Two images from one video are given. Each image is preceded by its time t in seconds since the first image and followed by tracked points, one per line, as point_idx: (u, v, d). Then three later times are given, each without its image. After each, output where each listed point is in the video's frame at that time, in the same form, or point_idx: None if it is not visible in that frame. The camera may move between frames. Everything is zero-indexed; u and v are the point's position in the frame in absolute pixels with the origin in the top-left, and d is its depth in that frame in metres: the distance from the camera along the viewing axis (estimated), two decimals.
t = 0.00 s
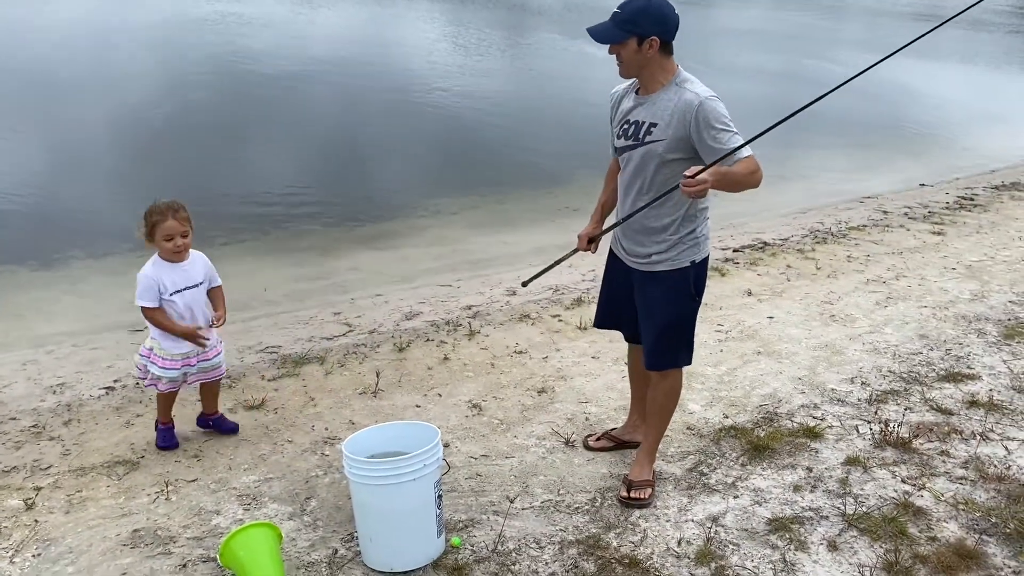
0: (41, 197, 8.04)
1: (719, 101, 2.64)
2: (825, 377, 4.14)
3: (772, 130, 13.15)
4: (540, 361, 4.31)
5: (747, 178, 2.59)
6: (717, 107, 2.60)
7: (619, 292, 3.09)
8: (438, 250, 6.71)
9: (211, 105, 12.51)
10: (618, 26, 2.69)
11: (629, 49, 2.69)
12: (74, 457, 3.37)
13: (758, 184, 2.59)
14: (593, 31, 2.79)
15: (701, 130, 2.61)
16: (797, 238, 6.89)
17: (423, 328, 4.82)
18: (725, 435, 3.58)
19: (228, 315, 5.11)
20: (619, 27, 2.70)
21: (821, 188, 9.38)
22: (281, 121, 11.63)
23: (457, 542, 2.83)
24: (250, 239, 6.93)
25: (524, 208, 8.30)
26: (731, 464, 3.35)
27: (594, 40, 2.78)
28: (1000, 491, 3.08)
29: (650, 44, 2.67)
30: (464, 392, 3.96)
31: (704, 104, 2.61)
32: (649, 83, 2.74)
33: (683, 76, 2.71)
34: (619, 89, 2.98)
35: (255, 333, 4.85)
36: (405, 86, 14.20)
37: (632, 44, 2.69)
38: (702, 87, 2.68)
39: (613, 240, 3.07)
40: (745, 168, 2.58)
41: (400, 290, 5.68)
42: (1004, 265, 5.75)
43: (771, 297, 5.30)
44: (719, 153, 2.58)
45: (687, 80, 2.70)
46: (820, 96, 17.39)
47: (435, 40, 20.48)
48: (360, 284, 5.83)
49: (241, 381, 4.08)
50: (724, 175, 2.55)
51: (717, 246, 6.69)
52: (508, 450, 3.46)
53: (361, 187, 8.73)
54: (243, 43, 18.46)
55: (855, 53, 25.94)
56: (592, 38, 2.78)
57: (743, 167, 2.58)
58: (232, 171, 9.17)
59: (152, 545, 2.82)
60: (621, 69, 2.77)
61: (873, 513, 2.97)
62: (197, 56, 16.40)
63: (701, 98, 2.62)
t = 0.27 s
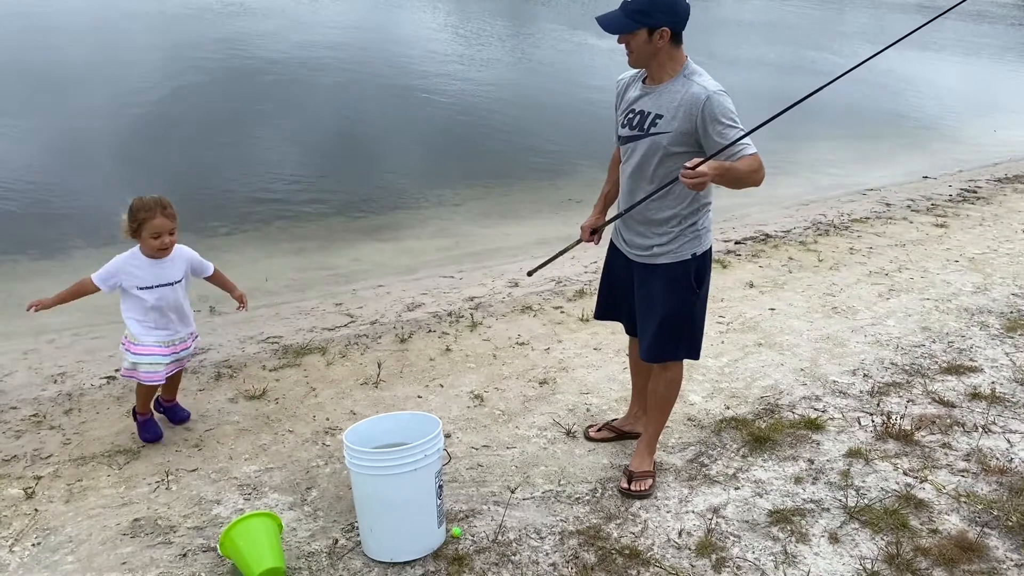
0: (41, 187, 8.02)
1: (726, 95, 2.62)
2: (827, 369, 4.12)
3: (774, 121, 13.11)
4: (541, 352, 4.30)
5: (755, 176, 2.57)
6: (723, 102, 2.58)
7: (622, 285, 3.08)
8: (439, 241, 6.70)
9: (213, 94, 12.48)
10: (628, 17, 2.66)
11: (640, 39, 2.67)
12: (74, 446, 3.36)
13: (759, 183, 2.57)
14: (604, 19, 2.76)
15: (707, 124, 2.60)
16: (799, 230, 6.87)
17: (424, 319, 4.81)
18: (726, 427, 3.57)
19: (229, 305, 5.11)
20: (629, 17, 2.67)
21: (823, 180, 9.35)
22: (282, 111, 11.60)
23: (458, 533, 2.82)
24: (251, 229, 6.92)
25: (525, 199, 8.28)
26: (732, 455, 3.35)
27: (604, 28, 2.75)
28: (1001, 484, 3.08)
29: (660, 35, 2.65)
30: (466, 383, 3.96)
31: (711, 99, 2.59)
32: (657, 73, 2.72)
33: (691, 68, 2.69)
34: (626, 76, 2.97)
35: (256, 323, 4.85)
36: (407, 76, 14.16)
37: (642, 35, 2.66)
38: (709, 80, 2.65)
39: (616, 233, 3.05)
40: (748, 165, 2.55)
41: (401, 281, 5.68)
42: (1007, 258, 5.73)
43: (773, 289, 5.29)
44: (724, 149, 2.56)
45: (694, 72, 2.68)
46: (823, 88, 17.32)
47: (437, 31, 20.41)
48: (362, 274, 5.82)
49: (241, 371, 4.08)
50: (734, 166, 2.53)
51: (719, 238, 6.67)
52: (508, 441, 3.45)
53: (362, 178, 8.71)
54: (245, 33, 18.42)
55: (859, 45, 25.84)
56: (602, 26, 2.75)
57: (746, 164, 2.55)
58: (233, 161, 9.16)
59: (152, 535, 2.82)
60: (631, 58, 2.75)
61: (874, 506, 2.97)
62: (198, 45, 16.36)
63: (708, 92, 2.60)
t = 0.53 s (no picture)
0: (43, 175, 8.00)
1: (734, 82, 2.59)
2: (831, 360, 4.10)
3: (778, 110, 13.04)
4: (543, 342, 4.28)
5: (762, 166, 2.56)
6: (731, 89, 2.56)
7: (626, 275, 3.06)
8: (442, 230, 6.68)
9: (215, 82, 12.44)
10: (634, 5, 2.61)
11: (647, 27, 2.62)
12: (75, 434, 3.35)
13: (766, 173, 2.56)
14: (609, 7, 2.71)
15: (715, 112, 2.57)
16: (803, 220, 6.83)
17: (426, 308, 4.79)
18: (729, 417, 3.55)
19: (231, 294, 5.09)
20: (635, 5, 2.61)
21: (828, 169, 9.30)
22: (284, 99, 11.56)
23: (459, 522, 2.81)
24: (253, 217, 6.90)
25: (528, 188, 8.25)
26: (735, 445, 3.33)
27: (607, 17, 2.69)
28: (1005, 474, 3.06)
29: (668, 22, 2.61)
30: (467, 372, 3.94)
31: (719, 86, 2.56)
32: (664, 60, 2.69)
33: (698, 54, 2.66)
34: (629, 62, 2.93)
35: (257, 312, 4.83)
36: (410, 64, 14.11)
37: (649, 23, 2.62)
38: (717, 66, 2.63)
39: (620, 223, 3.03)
40: (757, 155, 2.53)
41: (403, 270, 5.66)
42: (1012, 249, 5.70)
43: (777, 279, 5.26)
44: (732, 137, 2.54)
45: (701, 59, 2.65)
46: (828, 77, 17.23)
47: (440, 18, 20.32)
48: (364, 263, 5.81)
49: (242, 360, 4.06)
50: (741, 154, 2.52)
51: (722, 228, 6.63)
52: (510, 431, 3.44)
53: (364, 166, 8.68)
54: (247, 20, 18.35)
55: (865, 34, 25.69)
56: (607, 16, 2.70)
57: (754, 153, 2.53)
58: (235, 149, 9.13)
59: (152, 523, 2.81)
60: (636, 46, 2.71)
61: (878, 496, 2.95)
62: (201, 33, 16.31)
63: (716, 79, 2.57)
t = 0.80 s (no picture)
0: (45, 165, 8.01)
1: (739, 72, 2.59)
2: (832, 352, 4.10)
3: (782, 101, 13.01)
4: (546, 333, 4.29)
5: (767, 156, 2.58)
6: (736, 78, 2.56)
7: (630, 266, 3.06)
8: (444, 221, 6.68)
9: (217, 72, 12.43)
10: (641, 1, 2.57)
11: (655, 20, 2.59)
12: (78, 424, 3.36)
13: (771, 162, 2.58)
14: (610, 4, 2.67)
15: (721, 103, 2.57)
16: (806, 212, 6.83)
17: (429, 300, 4.79)
18: (731, 408, 3.56)
19: (233, 284, 5.10)
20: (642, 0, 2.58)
21: (831, 161, 9.28)
22: (286, 90, 11.55)
23: (461, 512, 2.82)
24: (255, 208, 6.90)
25: (530, 179, 8.24)
26: (736, 436, 3.34)
27: (612, 15, 2.65)
28: (1006, 466, 3.06)
29: (675, 12, 2.59)
30: (469, 364, 3.95)
31: (724, 75, 2.56)
32: (671, 51, 2.68)
33: (702, 44, 2.66)
34: (629, 56, 2.92)
35: (259, 302, 4.84)
36: (412, 55, 14.09)
37: (657, 16, 2.59)
38: (721, 56, 2.63)
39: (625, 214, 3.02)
40: (764, 144, 2.55)
41: (406, 261, 5.66)
42: (1015, 241, 5.69)
43: (779, 271, 5.26)
44: (739, 126, 2.54)
45: (705, 49, 2.65)
46: (831, 68, 17.16)
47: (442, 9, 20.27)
48: (366, 254, 5.81)
49: (245, 350, 4.07)
50: (749, 142, 2.53)
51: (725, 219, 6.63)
52: (512, 421, 3.44)
53: (366, 157, 8.68)
54: (250, 11, 18.32)
55: (869, 25, 25.58)
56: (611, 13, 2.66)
57: (761, 142, 2.55)
58: (236, 140, 9.13)
59: (155, 512, 2.82)
60: (643, 40, 2.68)
61: (879, 488, 2.96)
62: (203, 23, 16.29)
63: (721, 69, 2.57)
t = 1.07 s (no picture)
0: (47, 161, 8.01)
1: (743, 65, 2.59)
2: (837, 347, 4.09)
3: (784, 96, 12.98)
4: (549, 329, 4.29)
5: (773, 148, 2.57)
6: (740, 72, 2.56)
7: (635, 261, 3.05)
8: (447, 217, 6.68)
9: (219, 68, 12.43)
10: None
11: (662, 16, 2.59)
12: (83, 419, 3.37)
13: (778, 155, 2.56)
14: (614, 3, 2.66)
15: (726, 97, 2.57)
16: (810, 208, 6.81)
17: (432, 295, 4.80)
18: (735, 404, 3.55)
19: (236, 280, 5.11)
20: None
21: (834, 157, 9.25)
22: (288, 85, 11.54)
23: (465, 507, 2.82)
24: (258, 204, 6.90)
25: (533, 175, 8.24)
26: (741, 432, 3.33)
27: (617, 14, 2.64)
28: (1011, 462, 3.06)
29: (681, 5, 2.59)
30: (473, 359, 3.95)
31: (728, 69, 2.56)
32: (677, 46, 2.67)
33: (706, 37, 2.66)
34: (631, 53, 2.92)
35: (263, 297, 4.84)
36: (414, 51, 14.07)
37: (663, 12, 2.59)
38: (725, 50, 2.63)
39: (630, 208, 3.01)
40: (769, 137, 2.54)
41: (408, 256, 5.66)
42: (1019, 236, 5.68)
43: (783, 266, 5.25)
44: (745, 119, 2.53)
45: (709, 42, 2.65)
46: (835, 63, 17.12)
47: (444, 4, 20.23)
48: (369, 250, 5.81)
49: (249, 346, 4.07)
50: (753, 137, 2.52)
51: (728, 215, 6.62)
52: (516, 417, 3.44)
53: (369, 153, 8.67)
54: (252, 7, 18.31)
55: (872, 20, 25.50)
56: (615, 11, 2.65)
57: (766, 136, 2.54)
58: (239, 135, 9.12)
59: (160, 507, 2.82)
60: (649, 37, 2.67)
61: (884, 483, 2.95)
62: (205, 19, 16.26)
63: (725, 63, 2.57)
